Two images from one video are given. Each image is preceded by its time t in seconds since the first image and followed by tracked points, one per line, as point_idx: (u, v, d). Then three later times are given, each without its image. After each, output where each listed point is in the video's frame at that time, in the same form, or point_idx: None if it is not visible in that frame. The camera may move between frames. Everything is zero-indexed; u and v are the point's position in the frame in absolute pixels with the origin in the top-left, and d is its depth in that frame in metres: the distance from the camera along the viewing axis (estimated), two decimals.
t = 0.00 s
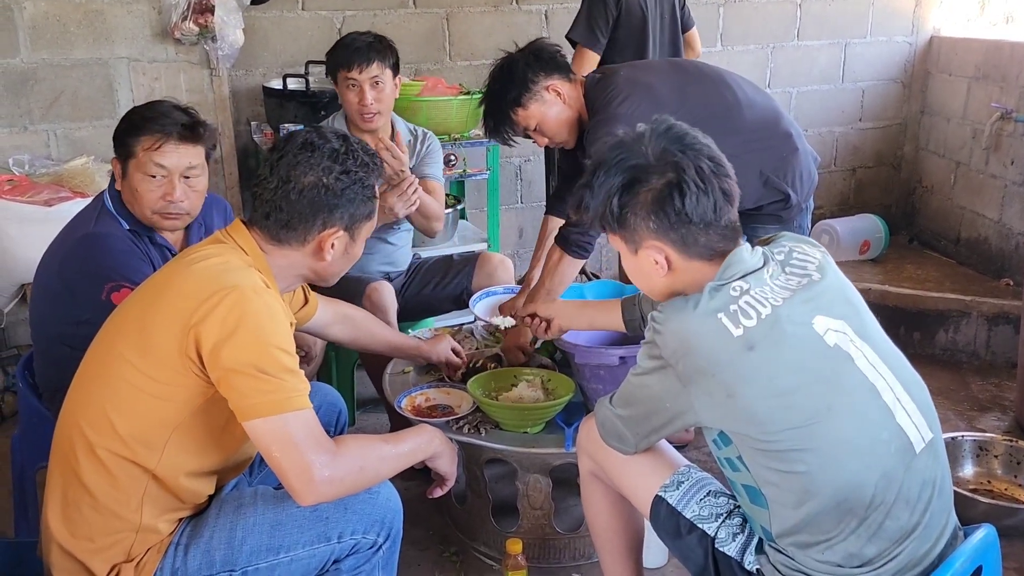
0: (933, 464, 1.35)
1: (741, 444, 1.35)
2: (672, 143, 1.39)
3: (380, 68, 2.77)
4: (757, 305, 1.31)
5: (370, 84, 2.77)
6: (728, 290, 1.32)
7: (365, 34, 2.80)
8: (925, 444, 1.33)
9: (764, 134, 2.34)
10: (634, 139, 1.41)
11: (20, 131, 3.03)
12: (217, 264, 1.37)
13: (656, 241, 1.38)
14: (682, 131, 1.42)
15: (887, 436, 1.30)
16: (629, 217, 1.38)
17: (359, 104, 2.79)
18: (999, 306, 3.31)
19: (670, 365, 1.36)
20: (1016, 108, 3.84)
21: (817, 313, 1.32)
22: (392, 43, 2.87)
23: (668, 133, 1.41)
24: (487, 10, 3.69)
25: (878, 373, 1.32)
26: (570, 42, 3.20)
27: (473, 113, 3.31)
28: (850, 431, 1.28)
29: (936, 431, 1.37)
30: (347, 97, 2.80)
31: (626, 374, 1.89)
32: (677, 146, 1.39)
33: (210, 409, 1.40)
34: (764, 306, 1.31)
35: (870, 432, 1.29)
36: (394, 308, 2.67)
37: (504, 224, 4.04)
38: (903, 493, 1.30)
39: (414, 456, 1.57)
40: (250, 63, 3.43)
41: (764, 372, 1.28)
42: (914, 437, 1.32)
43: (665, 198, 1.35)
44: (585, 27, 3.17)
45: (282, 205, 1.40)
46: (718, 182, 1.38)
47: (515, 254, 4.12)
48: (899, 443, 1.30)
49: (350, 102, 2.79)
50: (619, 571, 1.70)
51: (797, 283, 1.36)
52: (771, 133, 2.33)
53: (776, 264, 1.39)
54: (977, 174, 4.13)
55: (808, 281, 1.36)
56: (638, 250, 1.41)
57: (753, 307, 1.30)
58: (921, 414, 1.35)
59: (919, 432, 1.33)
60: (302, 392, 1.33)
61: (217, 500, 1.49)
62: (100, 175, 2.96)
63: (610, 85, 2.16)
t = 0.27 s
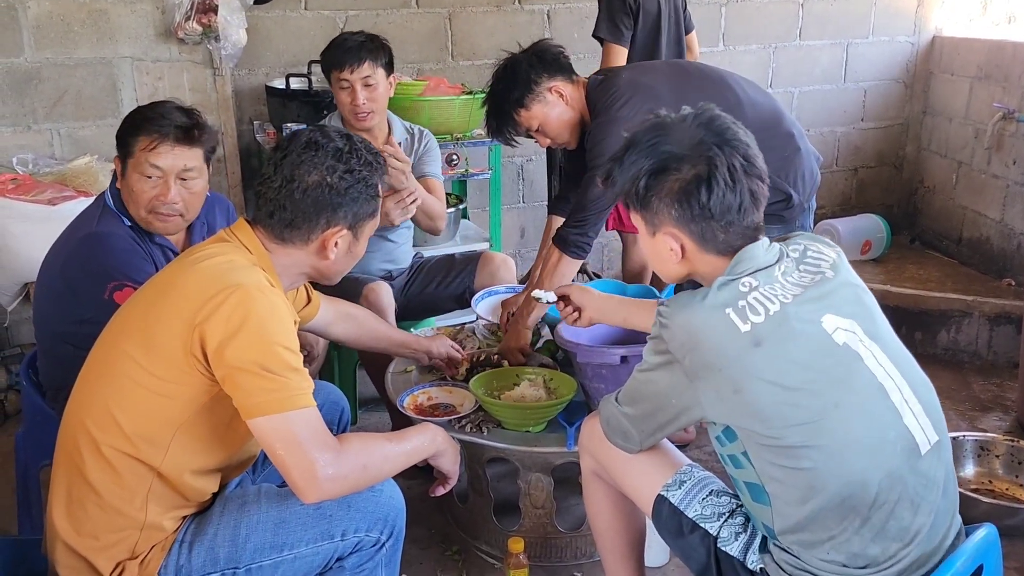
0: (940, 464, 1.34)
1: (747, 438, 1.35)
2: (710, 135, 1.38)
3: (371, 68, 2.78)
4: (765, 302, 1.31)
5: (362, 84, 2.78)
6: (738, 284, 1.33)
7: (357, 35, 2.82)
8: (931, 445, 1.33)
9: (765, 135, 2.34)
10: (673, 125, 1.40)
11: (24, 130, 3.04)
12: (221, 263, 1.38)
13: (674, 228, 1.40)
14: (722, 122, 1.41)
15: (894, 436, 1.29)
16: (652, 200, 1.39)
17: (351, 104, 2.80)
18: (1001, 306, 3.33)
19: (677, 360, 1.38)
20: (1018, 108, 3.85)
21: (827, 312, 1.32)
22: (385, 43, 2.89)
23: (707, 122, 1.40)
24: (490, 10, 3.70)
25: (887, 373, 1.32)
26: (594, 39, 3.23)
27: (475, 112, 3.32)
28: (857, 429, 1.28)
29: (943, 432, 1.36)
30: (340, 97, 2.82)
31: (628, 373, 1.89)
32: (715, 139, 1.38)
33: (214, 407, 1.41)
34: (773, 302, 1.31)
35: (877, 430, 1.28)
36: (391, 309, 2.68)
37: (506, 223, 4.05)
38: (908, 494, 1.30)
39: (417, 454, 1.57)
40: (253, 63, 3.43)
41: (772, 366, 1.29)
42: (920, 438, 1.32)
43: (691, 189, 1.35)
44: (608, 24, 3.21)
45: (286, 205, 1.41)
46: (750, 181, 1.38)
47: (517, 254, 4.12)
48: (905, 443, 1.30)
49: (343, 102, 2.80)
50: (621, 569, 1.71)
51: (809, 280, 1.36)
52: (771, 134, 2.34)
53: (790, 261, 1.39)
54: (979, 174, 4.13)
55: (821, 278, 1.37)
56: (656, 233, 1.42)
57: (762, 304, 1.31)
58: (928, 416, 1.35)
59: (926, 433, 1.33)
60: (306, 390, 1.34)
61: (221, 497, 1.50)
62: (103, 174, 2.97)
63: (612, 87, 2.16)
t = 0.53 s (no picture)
0: (947, 465, 1.35)
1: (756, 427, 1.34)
2: (753, 125, 1.37)
3: (371, 69, 2.77)
4: (783, 292, 1.31)
5: (362, 85, 2.77)
6: (756, 272, 1.32)
7: (354, 35, 2.80)
8: (940, 447, 1.32)
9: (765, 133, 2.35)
10: (718, 109, 1.39)
11: (24, 129, 3.04)
12: (221, 261, 1.38)
13: (702, 211, 1.39)
14: (767, 114, 1.39)
15: (904, 433, 1.28)
16: (686, 180, 1.38)
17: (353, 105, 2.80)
18: (1001, 305, 3.31)
19: (689, 344, 1.36)
20: (1018, 107, 3.84)
21: (844, 307, 1.32)
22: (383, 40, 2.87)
23: (752, 111, 1.39)
24: (490, 8, 3.69)
25: (900, 371, 1.31)
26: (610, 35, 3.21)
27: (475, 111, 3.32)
28: (868, 423, 1.27)
29: (951, 434, 1.36)
30: (340, 98, 2.81)
31: (627, 372, 1.88)
32: (757, 129, 1.37)
33: (213, 406, 1.41)
34: (790, 292, 1.31)
35: (888, 425, 1.28)
36: (390, 308, 2.67)
37: (506, 222, 4.05)
38: (915, 492, 1.29)
39: (416, 453, 1.57)
40: (252, 62, 3.43)
41: (786, 356, 1.28)
42: (929, 438, 1.31)
43: (727, 176, 1.35)
44: (623, 19, 3.19)
45: (285, 203, 1.40)
46: (787, 173, 1.37)
47: (517, 253, 4.12)
48: (914, 442, 1.29)
49: (343, 103, 2.80)
50: (621, 568, 1.71)
51: (830, 275, 1.36)
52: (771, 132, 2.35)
53: (812, 255, 1.38)
54: (979, 172, 4.13)
55: (841, 274, 1.36)
56: (684, 215, 1.42)
57: (779, 293, 1.30)
58: (938, 416, 1.34)
59: (935, 434, 1.32)
60: (305, 389, 1.34)
61: (221, 496, 1.50)
62: (102, 173, 2.97)
63: (611, 84, 2.17)
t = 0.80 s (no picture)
0: (952, 460, 1.33)
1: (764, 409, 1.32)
2: (806, 112, 1.37)
3: (394, 73, 2.77)
4: (801, 275, 1.30)
5: (383, 88, 2.77)
6: (776, 257, 1.32)
7: (378, 36, 2.79)
8: (946, 441, 1.31)
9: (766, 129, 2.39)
10: (772, 92, 1.40)
11: (24, 128, 3.04)
12: (222, 260, 1.38)
13: (740, 187, 1.38)
14: (818, 104, 1.40)
15: (913, 422, 1.27)
16: (732, 157, 1.38)
17: (371, 107, 2.79)
18: (1001, 303, 3.27)
19: (704, 321, 1.33)
20: (1018, 105, 3.84)
21: (860, 296, 1.31)
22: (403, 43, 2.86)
23: (805, 98, 1.39)
24: (489, 7, 3.70)
25: (911, 362, 1.30)
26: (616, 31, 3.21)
27: (475, 110, 3.32)
28: (878, 408, 1.25)
29: (958, 429, 1.34)
30: (357, 97, 2.79)
31: (627, 370, 1.88)
32: (810, 116, 1.37)
33: (214, 405, 1.41)
34: (808, 277, 1.30)
35: (898, 411, 1.26)
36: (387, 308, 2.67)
37: (505, 221, 4.05)
38: (922, 481, 1.27)
39: (416, 452, 1.57)
40: (252, 61, 3.43)
41: (802, 337, 1.27)
42: (936, 431, 1.29)
43: (775, 156, 1.34)
44: (629, 15, 3.19)
45: (285, 202, 1.41)
46: (829, 162, 1.38)
47: (517, 251, 4.12)
48: (922, 433, 1.28)
49: (362, 105, 2.79)
50: (622, 566, 1.71)
51: (849, 266, 1.35)
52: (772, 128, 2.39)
53: (832, 247, 1.38)
54: (978, 171, 4.13)
55: (860, 267, 1.36)
56: (721, 190, 1.41)
57: (797, 276, 1.30)
58: (946, 411, 1.32)
59: (942, 428, 1.30)
60: (306, 388, 1.34)
61: (221, 494, 1.50)
62: (102, 172, 2.97)
63: (613, 82, 2.19)
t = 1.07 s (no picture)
0: (953, 461, 1.33)
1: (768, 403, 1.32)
2: (824, 110, 1.37)
3: (418, 76, 2.78)
4: (809, 270, 1.31)
5: (406, 91, 2.78)
6: (785, 251, 1.33)
7: (405, 39, 2.79)
8: (947, 441, 1.31)
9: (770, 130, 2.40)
10: (791, 91, 1.40)
11: (24, 130, 3.04)
12: (224, 262, 1.38)
13: (756, 181, 1.39)
14: (835, 104, 1.40)
15: (915, 419, 1.27)
16: (749, 152, 1.38)
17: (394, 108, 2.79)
18: (1001, 303, 3.29)
19: (711, 311, 1.33)
20: (1018, 105, 3.85)
21: (867, 294, 1.31)
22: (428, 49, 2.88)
23: (824, 98, 1.39)
24: (489, 8, 3.70)
25: (915, 362, 1.30)
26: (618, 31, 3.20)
27: (476, 110, 3.32)
28: (882, 403, 1.26)
29: (959, 430, 1.34)
30: (379, 97, 2.79)
31: (628, 371, 1.88)
32: (828, 114, 1.37)
33: (216, 408, 1.41)
34: (815, 271, 1.31)
35: (902, 407, 1.26)
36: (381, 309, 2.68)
37: (506, 222, 4.05)
38: (922, 478, 1.27)
39: (418, 454, 1.57)
40: (252, 62, 3.44)
41: (808, 329, 1.27)
42: (938, 430, 1.29)
43: (793, 151, 1.35)
44: (631, 14, 3.19)
45: (288, 204, 1.41)
46: (845, 159, 1.38)
47: (517, 252, 4.13)
48: (924, 431, 1.28)
49: (384, 106, 2.80)
50: (625, 566, 1.71)
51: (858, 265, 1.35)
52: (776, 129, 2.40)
53: (843, 245, 1.38)
54: (978, 170, 4.13)
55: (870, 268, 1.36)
56: (737, 184, 1.41)
57: (805, 269, 1.31)
58: (949, 411, 1.32)
59: (944, 429, 1.30)
60: (307, 389, 1.34)
61: (223, 496, 1.51)
62: (103, 174, 2.98)
63: (618, 83, 2.21)
